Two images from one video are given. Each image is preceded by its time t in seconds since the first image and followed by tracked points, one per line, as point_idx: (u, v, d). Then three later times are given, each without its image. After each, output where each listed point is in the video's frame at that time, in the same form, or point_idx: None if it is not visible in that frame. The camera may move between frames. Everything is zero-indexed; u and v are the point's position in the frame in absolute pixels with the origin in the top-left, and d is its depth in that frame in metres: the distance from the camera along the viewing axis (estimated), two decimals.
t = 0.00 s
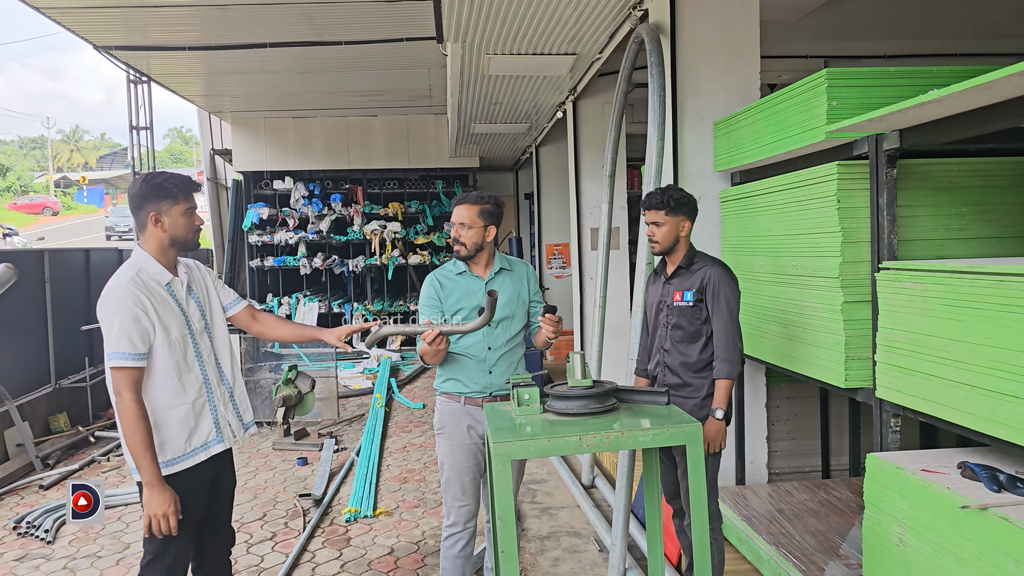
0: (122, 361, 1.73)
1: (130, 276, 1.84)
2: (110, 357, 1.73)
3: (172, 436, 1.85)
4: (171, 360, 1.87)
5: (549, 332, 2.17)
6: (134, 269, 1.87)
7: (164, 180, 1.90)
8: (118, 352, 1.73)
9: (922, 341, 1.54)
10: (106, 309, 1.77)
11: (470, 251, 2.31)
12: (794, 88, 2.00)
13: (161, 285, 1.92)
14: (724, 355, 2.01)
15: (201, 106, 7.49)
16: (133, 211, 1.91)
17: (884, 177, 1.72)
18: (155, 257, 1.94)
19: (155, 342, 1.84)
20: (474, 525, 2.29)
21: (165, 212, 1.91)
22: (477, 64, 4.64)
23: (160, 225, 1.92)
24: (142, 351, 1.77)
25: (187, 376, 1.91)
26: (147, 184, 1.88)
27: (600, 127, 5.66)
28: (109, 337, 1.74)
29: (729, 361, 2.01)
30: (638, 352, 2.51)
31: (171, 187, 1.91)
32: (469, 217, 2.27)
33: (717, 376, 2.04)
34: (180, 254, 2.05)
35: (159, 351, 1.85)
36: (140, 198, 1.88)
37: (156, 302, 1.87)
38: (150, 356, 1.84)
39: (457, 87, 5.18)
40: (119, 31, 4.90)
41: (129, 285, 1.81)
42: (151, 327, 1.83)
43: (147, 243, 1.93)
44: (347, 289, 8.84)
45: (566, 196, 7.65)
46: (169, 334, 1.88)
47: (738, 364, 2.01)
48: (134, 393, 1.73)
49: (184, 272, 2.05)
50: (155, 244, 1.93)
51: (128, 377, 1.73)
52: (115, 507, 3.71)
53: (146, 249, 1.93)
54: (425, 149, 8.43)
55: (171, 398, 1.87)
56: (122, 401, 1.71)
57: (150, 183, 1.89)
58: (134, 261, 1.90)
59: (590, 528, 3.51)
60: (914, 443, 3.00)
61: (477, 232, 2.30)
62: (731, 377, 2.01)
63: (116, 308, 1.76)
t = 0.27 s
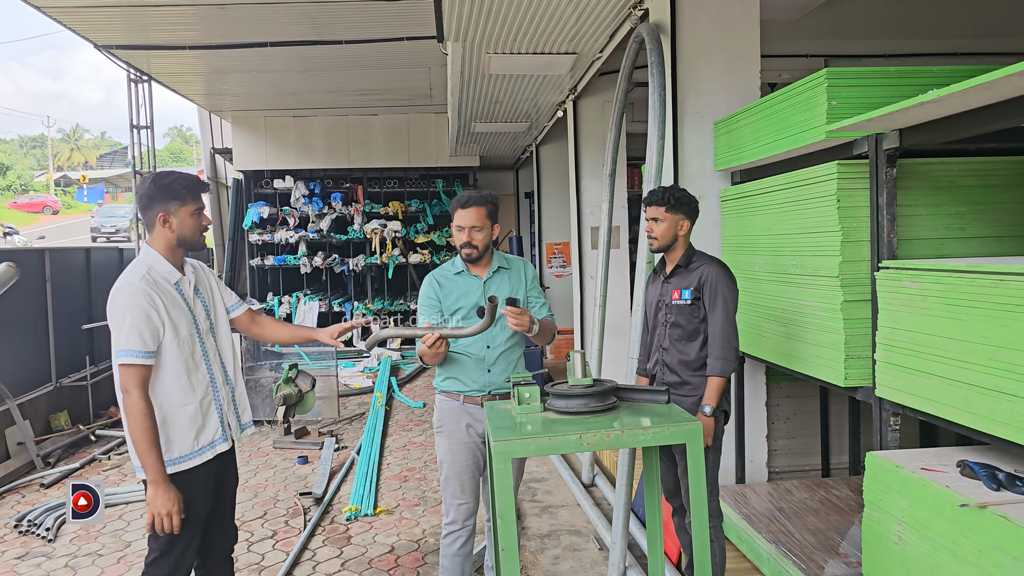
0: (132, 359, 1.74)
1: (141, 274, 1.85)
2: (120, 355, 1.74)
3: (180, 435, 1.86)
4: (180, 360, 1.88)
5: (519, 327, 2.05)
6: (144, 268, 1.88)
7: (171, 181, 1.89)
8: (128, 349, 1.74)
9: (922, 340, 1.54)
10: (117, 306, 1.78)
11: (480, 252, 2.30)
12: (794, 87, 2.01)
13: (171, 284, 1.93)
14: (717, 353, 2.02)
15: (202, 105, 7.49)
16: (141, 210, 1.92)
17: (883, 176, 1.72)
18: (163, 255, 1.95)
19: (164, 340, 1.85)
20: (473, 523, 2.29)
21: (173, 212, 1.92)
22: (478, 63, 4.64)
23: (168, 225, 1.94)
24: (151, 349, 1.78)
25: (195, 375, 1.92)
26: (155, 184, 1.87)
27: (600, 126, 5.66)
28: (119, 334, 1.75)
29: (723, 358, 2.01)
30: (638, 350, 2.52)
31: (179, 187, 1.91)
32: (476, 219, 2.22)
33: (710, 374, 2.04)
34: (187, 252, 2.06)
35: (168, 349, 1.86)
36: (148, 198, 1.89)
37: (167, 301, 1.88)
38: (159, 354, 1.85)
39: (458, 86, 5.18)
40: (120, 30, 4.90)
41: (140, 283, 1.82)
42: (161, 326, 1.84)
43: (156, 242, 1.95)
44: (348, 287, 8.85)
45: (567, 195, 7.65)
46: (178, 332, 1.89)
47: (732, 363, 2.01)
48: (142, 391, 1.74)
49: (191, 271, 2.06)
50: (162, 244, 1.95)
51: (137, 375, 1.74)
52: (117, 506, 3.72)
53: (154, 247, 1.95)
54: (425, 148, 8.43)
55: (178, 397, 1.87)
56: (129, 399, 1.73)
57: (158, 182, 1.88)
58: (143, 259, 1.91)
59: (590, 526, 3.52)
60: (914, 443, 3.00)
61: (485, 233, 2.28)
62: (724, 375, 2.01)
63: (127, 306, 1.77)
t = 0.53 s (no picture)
0: (139, 353, 1.73)
1: (150, 270, 1.85)
2: (128, 349, 1.73)
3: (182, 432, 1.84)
4: (185, 357, 1.87)
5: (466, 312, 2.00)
6: (152, 263, 1.87)
7: (182, 178, 1.90)
8: (136, 343, 1.73)
9: (920, 338, 1.54)
10: (125, 300, 1.77)
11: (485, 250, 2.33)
12: (793, 86, 2.01)
13: (178, 282, 1.92)
14: (709, 351, 2.03)
15: (200, 103, 7.47)
16: (153, 207, 1.92)
17: (881, 175, 1.72)
18: (173, 253, 1.93)
19: (170, 337, 1.84)
20: (469, 522, 2.29)
21: (183, 210, 1.92)
22: (477, 62, 4.63)
23: (178, 224, 1.93)
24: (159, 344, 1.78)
25: (197, 374, 1.91)
26: (166, 182, 1.88)
27: (599, 126, 5.66)
28: (126, 328, 1.75)
29: (716, 356, 2.02)
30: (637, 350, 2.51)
31: (189, 186, 1.91)
32: (479, 220, 2.22)
33: (701, 372, 2.05)
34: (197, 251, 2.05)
35: (173, 346, 1.85)
36: (159, 196, 1.89)
37: (173, 298, 1.87)
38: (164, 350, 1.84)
39: (457, 85, 5.17)
40: (118, 28, 4.88)
41: (151, 279, 1.82)
42: (168, 323, 1.83)
43: (165, 240, 1.93)
44: (346, 286, 8.84)
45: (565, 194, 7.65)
46: (184, 330, 1.88)
47: (724, 361, 2.02)
48: (154, 382, 1.73)
49: (198, 270, 2.05)
50: (172, 242, 1.93)
51: (145, 368, 1.73)
52: (115, 504, 3.72)
53: (164, 245, 1.93)
54: (424, 147, 8.43)
55: (182, 394, 1.86)
56: (142, 388, 1.72)
57: (170, 180, 1.89)
58: (152, 256, 1.90)
59: (588, 525, 3.52)
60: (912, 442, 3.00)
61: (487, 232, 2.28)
62: (714, 373, 2.03)
63: (134, 301, 1.77)
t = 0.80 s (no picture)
0: (178, 340, 1.75)
1: (166, 267, 1.88)
2: (166, 337, 1.75)
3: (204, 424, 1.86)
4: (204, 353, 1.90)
5: (429, 314, 2.13)
6: (164, 263, 1.88)
7: (189, 182, 1.89)
8: (173, 332, 1.76)
9: (917, 340, 1.54)
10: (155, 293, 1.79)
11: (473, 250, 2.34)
12: (791, 87, 2.01)
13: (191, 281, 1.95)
14: (707, 352, 2.03)
15: (199, 103, 7.47)
16: (162, 209, 1.92)
17: (880, 176, 1.72)
18: (183, 254, 1.95)
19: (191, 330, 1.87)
20: (463, 524, 2.30)
21: (191, 214, 1.92)
22: (476, 62, 4.64)
23: (186, 226, 1.93)
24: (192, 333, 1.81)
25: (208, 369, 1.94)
26: (173, 185, 1.87)
27: (599, 126, 5.67)
28: (159, 320, 1.77)
29: (713, 357, 2.02)
30: (635, 350, 2.52)
31: (196, 190, 1.90)
32: (465, 220, 2.23)
33: (700, 373, 2.05)
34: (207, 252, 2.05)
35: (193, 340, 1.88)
36: (168, 199, 1.90)
37: (190, 297, 1.90)
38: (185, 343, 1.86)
39: (457, 85, 5.17)
40: (117, 27, 4.87)
41: (162, 276, 1.83)
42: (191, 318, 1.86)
43: (176, 241, 1.94)
44: (345, 287, 8.84)
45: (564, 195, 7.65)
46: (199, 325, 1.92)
47: (721, 361, 2.02)
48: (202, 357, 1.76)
49: (210, 271, 2.06)
50: (182, 244, 1.94)
51: (188, 354, 1.75)
52: (114, 505, 3.72)
53: (174, 247, 1.94)
54: (423, 147, 8.43)
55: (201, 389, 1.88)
56: (196, 368, 1.74)
57: (177, 184, 1.88)
58: (162, 256, 1.91)
59: (587, 526, 3.52)
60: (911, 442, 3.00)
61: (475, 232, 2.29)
62: (713, 374, 2.02)
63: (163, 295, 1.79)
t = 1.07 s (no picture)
0: (199, 338, 1.75)
1: (183, 265, 1.86)
2: (186, 335, 1.74)
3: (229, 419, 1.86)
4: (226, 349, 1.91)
5: (432, 319, 2.12)
6: (183, 261, 1.87)
7: (208, 180, 1.87)
8: (194, 330, 1.75)
9: (920, 340, 1.53)
10: (175, 291, 1.78)
11: (463, 249, 2.34)
12: (793, 87, 2.00)
13: (208, 279, 1.94)
14: (710, 352, 2.01)
15: (201, 104, 7.47)
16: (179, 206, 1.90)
17: (882, 176, 1.71)
18: (199, 252, 1.94)
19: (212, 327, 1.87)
20: (461, 526, 2.29)
21: (208, 211, 1.90)
22: (477, 62, 4.63)
23: (203, 223, 1.92)
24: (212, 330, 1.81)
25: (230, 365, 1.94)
26: (193, 183, 1.86)
27: (600, 127, 5.66)
28: (179, 318, 1.76)
29: (717, 356, 2.01)
30: (636, 351, 2.47)
31: (214, 187, 1.87)
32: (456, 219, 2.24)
33: (703, 372, 2.03)
34: (221, 251, 2.05)
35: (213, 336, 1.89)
36: (186, 196, 1.88)
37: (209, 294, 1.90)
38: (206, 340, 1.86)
39: (458, 86, 5.16)
40: (118, 28, 4.88)
41: (182, 274, 1.83)
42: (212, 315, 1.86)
43: (192, 239, 1.93)
44: (346, 287, 8.84)
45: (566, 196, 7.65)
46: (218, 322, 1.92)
47: (725, 360, 2.01)
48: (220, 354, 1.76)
49: (225, 268, 2.06)
50: (198, 241, 1.93)
51: (211, 351, 1.76)
52: (114, 505, 3.72)
53: (191, 244, 1.93)
54: (425, 148, 8.43)
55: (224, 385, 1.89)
56: (215, 365, 1.74)
57: (196, 182, 1.86)
58: (180, 255, 1.90)
59: (588, 527, 3.51)
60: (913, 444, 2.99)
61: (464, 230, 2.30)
62: (717, 373, 2.01)
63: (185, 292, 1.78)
